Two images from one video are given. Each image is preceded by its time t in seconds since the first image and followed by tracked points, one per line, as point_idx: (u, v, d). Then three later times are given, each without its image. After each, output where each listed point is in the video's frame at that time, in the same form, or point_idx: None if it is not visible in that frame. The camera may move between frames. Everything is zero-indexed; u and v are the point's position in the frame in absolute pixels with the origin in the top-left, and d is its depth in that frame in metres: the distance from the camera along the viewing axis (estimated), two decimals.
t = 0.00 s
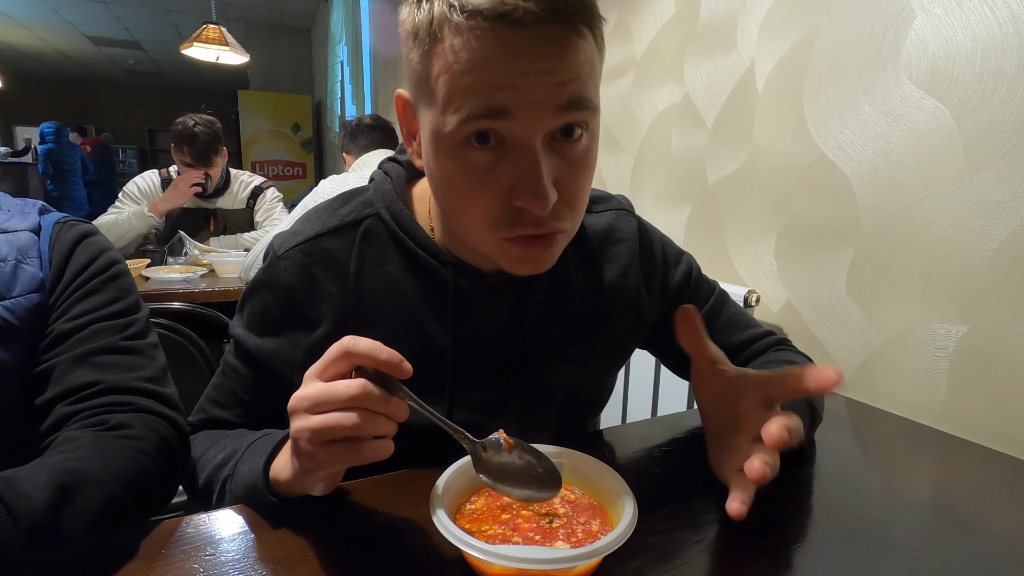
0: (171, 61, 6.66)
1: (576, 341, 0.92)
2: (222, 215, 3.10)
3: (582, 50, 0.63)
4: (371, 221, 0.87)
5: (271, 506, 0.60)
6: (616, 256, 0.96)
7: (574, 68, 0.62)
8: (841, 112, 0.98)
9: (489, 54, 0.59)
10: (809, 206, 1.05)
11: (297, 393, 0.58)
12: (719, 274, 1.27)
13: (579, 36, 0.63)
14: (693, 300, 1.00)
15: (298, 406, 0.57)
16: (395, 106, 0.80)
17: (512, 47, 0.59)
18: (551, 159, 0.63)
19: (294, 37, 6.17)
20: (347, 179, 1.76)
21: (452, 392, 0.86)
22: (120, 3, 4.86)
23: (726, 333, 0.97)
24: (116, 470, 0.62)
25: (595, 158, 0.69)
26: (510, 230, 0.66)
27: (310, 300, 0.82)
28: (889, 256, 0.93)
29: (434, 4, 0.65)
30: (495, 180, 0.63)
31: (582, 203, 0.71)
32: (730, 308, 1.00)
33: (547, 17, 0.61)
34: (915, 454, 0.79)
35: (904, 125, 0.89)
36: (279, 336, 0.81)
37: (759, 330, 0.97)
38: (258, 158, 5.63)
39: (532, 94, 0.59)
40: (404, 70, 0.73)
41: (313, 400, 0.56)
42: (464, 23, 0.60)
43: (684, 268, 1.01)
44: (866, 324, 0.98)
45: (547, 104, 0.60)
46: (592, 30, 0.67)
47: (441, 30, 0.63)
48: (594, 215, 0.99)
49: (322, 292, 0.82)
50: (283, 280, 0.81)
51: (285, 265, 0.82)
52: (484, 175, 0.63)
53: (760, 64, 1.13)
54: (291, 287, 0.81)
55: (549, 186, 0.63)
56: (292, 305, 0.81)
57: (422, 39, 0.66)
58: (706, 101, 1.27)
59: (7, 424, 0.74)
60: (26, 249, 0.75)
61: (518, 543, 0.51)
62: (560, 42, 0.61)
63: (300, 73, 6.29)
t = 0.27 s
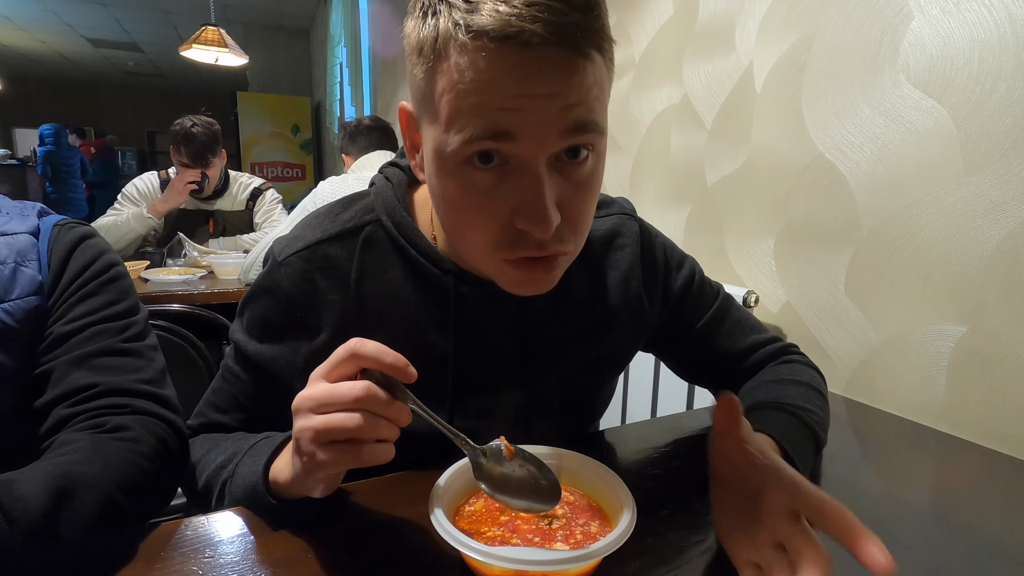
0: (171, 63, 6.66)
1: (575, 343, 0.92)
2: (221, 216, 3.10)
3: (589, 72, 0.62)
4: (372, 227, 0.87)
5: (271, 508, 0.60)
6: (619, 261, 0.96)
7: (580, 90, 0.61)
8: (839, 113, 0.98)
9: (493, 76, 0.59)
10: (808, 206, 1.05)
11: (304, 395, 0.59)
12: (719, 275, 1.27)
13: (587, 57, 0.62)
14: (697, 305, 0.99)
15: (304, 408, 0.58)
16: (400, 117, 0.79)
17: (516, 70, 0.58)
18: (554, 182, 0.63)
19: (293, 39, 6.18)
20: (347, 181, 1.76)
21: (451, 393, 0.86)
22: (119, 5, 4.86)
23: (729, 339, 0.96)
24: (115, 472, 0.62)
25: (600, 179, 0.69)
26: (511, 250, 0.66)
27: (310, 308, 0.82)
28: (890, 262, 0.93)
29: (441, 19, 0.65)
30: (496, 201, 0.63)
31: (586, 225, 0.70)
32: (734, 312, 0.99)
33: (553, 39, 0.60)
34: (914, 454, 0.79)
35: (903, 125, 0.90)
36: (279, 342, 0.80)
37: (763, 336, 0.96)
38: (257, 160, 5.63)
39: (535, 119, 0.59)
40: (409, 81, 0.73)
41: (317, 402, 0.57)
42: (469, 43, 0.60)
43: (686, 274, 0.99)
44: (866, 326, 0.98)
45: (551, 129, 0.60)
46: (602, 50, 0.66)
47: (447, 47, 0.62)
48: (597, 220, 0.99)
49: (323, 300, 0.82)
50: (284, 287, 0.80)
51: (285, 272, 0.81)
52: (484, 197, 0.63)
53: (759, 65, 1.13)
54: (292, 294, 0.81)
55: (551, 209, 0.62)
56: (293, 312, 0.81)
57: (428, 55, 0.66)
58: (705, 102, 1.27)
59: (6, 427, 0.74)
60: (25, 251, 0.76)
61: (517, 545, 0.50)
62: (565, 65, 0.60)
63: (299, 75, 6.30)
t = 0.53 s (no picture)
0: (171, 63, 6.66)
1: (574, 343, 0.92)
2: (221, 217, 3.10)
3: (595, 83, 0.61)
4: (373, 228, 0.86)
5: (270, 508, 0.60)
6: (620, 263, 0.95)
7: (586, 103, 0.60)
8: (838, 114, 0.98)
9: (498, 85, 0.57)
10: (806, 206, 1.05)
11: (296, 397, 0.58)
12: (718, 276, 1.27)
13: (594, 67, 0.61)
14: (698, 306, 0.98)
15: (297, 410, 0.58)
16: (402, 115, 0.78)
17: (522, 79, 0.57)
18: (555, 191, 0.62)
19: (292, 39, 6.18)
20: (347, 181, 1.76)
21: (451, 393, 0.86)
22: (119, 6, 4.86)
23: (731, 339, 0.95)
24: (114, 473, 0.62)
25: (601, 186, 0.68)
26: (511, 255, 0.66)
27: (310, 308, 0.82)
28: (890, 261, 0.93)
29: (447, 22, 0.64)
30: (497, 208, 0.63)
31: (585, 230, 0.70)
32: (737, 312, 0.98)
33: (561, 50, 0.59)
34: (914, 455, 0.79)
35: (902, 125, 0.90)
36: (278, 343, 0.80)
37: (765, 335, 0.95)
38: (257, 160, 5.63)
39: (540, 131, 0.58)
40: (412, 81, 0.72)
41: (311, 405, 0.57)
42: (475, 50, 0.59)
43: (689, 275, 1.00)
44: (866, 326, 0.98)
45: (556, 140, 0.59)
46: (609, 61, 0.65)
47: (451, 53, 0.61)
48: (600, 221, 0.99)
49: (322, 299, 0.82)
50: (283, 288, 0.81)
51: (285, 273, 0.82)
52: (487, 203, 0.63)
53: (758, 65, 1.13)
54: (292, 295, 0.81)
55: (551, 217, 0.62)
56: (292, 312, 0.81)
57: (431, 58, 0.65)
58: (705, 103, 1.27)
59: (5, 427, 0.74)
60: (24, 251, 0.76)
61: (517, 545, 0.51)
62: (573, 77, 0.59)
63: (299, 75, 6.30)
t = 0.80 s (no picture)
0: (171, 63, 6.66)
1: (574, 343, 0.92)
2: (221, 217, 3.10)
3: (609, 100, 0.61)
4: (371, 226, 0.86)
5: (270, 509, 0.60)
6: (619, 262, 0.95)
7: (598, 117, 0.60)
8: (838, 113, 0.98)
9: (516, 88, 0.58)
10: (806, 206, 1.06)
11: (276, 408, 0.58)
12: (718, 276, 1.27)
13: (610, 82, 0.61)
14: (698, 305, 0.98)
15: (277, 422, 0.58)
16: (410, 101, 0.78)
17: (539, 84, 0.58)
18: (557, 196, 0.63)
19: (292, 39, 6.18)
20: (346, 181, 1.76)
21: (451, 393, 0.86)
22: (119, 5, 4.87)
23: (730, 339, 0.95)
24: (113, 474, 0.62)
25: (602, 194, 0.69)
26: (505, 249, 0.66)
27: (309, 305, 0.82)
28: (888, 261, 0.93)
29: (471, 17, 0.63)
30: (497, 205, 0.63)
31: (581, 235, 0.71)
32: (737, 313, 0.98)
33: (581, 61, 0.59)
34: (913, 455, 0.80)
35: (902, 124, 0.90)
36: (278, 340, 0.81)
37: (763, 337, 0.95)
38: (257, 160, 5.63)
39: (551, 136, 0.58)
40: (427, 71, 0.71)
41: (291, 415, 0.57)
42: (496, 50, 0.59)
43: (689, 274, 0.99)
44: (866, 326, 0.98)
45: (565, 147, 0.59)
46: (625, 76, 0.65)
47: (472, 49, 0.61)
48: (600, 218, 0.98)
49: (321, 297, 0.82)
50: (282, 286, 0.81)
51: (284, 270, 0.82)
52: (488, 197, 0.63)
53: (758, 65, 1.13)
54: (291, 293, 0.81)
55: (551, 221, 0.62)
56: (291, 309, 0.81)
57: (450, 50, 0.64)
58: (705, 103, 1.27)
59: (5, 428, 0.74)
60: (23, 252, 0.76)
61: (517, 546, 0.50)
62: (591, 92, 0.59)
63: (299, 75, 6.30)
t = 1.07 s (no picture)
0: (171, 64, 6.66)
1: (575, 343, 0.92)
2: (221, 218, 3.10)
3: (634, 120, 0.61)
4: (383, 218, 0.86)
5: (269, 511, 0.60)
6: (619, 261, 0.95)
7: (622, 138, 0.60)
8: (837, 114, 0.99)
9: (546, 103, 0.57)
10: (805, 207, 1.06)
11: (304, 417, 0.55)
12: (718, 277, 1.27)
13: (637, 105, 0.61)
14: (700, 305, 0.98)
15: (307, 431, 0.55)
16: (435, 97, 0.77)
17: (569, 104, 0.57)
18: (576, 206, 0.63)
19: (292, 40, 6.19)
20: (346, 182, 1.77)
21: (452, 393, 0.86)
22: (120, 6, 4.87)
23: (731, 339, 0.95)
24: (114, 473, 0.62)
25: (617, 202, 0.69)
26: (521, 252, 0.67)
27: (318, 294, 0.82)
28: (887, 260, 0.93)
29: (508, 29, 0.62)
30: (516, 211, 0.63)
31: (593, 239, 0.71)
32: (739, 314, 0.98)
33: (612, 84, 0.58)
34: (913, 455, 0.80)
35: (901, 125, 0.90)
36: (286, 327, 0.81)
37: (765, 337, 0.95)
38: (258, 161, 5.63)
39: (576, 151, 0.58)
40: (457, 73, 0.70)
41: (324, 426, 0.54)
42: (531, 68, 0.57)
43: (691, 274, 1.00)
44: (865, 327, 0.98)
45: (589, 163, 0.59)
46: (651, 99, 0.64)
47: (505, 62, 0.60)
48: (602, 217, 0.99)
49: (331, 286, 0.82)
50: (295, 273, 0.81)
51: (296, 258, 0.81)
52: (508, 202, 0.63)
53: (758, 66, 1.13)
54: (302, 281, 0.81)
55: (568, 228, 0.63)
56: (301, 298, 0.81)
57: (484, 58, 0.63)
58: (704, 103, 1.27)
59: (5, 428, 0.74)
60: (24, 252, 0.76)
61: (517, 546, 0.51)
62: (618, 113, 0.59)
63: (299, 76, 6.31)
